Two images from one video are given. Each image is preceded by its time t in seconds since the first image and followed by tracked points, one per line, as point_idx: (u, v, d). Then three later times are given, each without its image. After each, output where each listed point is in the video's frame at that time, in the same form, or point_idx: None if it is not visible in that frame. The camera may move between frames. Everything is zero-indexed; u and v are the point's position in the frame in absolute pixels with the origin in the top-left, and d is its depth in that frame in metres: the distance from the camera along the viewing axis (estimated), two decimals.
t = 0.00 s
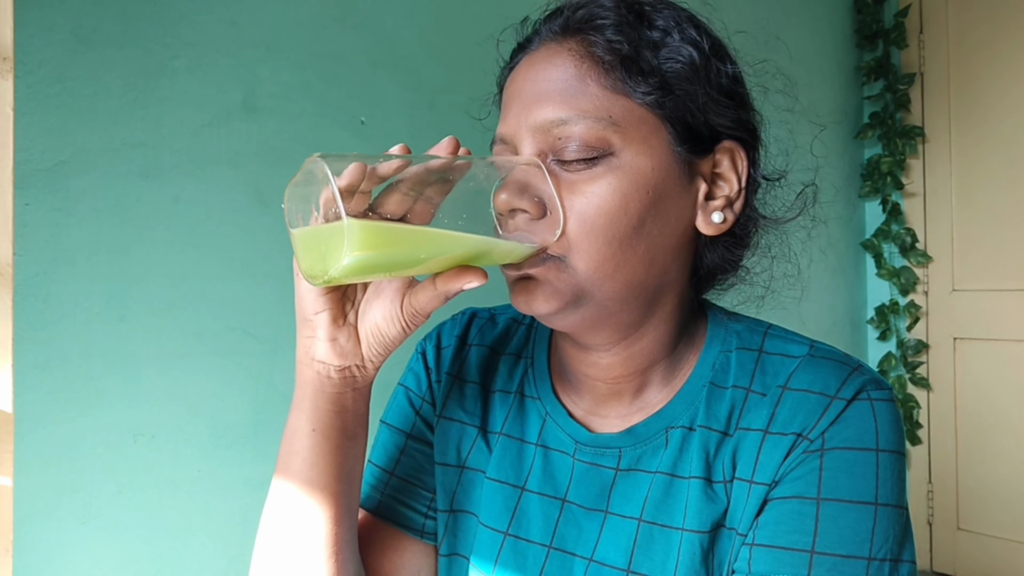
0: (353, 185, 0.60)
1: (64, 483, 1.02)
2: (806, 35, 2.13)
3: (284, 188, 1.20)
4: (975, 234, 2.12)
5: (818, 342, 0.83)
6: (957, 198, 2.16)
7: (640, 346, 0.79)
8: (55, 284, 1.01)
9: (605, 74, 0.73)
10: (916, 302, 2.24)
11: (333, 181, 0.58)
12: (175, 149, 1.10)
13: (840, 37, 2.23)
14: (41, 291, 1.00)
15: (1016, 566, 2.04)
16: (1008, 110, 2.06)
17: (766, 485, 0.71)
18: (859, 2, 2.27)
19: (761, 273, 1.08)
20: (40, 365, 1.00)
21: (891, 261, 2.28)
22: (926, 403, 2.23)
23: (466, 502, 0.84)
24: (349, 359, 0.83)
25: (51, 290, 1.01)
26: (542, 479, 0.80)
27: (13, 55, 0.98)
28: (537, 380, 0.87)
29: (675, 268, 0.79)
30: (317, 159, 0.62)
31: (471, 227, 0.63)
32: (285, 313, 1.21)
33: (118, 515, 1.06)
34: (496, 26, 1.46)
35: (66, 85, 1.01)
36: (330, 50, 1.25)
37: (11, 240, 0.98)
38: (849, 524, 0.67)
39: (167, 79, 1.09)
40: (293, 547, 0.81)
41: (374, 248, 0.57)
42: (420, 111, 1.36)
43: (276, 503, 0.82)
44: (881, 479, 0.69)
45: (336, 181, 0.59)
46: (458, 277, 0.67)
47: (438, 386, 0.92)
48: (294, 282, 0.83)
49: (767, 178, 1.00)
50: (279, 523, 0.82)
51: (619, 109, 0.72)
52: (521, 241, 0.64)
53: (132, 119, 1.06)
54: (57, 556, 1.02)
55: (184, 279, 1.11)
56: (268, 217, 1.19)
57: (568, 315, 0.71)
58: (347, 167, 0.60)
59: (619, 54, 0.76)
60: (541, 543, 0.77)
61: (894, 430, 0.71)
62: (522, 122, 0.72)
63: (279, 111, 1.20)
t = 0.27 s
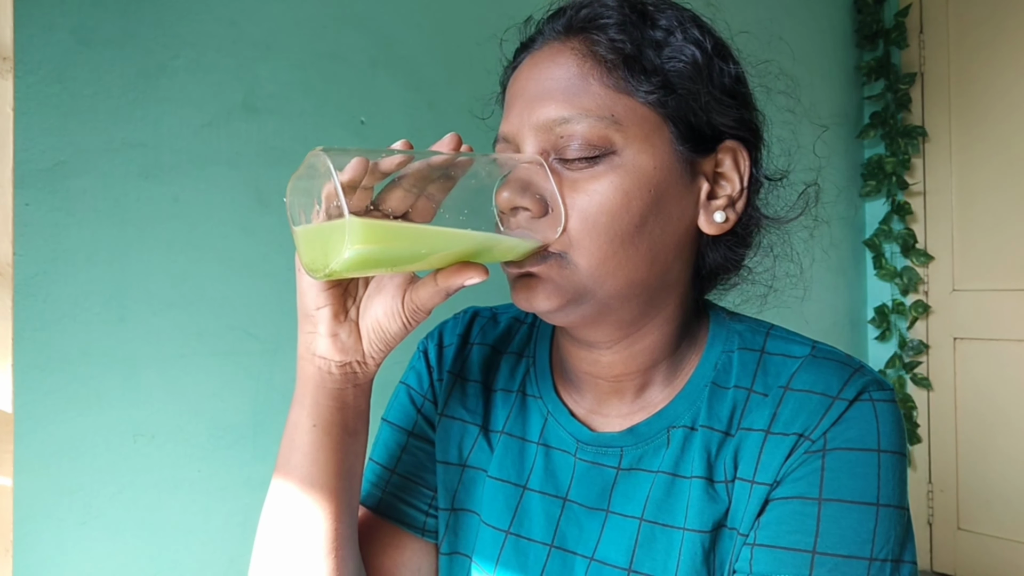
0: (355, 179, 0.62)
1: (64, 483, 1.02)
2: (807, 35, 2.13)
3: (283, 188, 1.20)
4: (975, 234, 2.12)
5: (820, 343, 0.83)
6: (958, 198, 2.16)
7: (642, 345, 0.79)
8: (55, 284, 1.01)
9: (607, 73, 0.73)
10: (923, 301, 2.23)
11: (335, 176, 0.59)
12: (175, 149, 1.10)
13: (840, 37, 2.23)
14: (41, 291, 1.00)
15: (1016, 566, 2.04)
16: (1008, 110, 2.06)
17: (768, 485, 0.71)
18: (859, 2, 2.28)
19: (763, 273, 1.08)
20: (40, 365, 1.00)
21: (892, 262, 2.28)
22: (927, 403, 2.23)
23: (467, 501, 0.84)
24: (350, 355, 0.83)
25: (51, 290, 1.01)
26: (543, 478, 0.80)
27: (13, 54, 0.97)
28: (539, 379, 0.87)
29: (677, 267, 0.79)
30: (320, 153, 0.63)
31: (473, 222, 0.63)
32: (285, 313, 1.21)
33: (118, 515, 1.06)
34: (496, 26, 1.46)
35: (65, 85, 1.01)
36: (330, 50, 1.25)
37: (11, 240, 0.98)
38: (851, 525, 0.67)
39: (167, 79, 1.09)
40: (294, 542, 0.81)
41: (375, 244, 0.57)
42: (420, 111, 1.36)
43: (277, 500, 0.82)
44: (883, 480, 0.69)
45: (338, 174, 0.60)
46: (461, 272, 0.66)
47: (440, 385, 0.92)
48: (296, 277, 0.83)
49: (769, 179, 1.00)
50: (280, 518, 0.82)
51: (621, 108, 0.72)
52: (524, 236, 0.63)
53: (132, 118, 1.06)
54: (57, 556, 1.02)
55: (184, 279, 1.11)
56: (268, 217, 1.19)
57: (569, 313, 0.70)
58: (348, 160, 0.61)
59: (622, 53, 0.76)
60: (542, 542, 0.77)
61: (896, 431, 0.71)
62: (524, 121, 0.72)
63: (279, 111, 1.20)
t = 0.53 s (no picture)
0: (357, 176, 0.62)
1: (64, 483, 1.02)
2: (808, 36, 2.13)
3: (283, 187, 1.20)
4: (975, 234, 2.12)
5: (820, 343, 0.83)
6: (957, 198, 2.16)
7: (642, 344, 0.79)
8: (55, 284, 1.01)
9: (610, 71, 0.73)
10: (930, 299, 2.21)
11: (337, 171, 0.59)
12: (175, 148, 1.10)
13: (841, 38, 2.23)
14: (41, 291, 1.00)
15: (1016, 566, 2.04)
16: (1008, 110, 2.06)
17: (768, 485, 0.71)
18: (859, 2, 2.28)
19: (763, 273, 1.08)
20: (40, 365, 1.00)
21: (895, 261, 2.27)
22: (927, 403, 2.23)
23: (468, 500, 0.84)
24: (350, 350, 0.83)
25: (51, 290, 1.00)
26: (544, 477, 0.79)
27: (13, 55, 0.97)
28: (540, 378, 0.86)
29: (677, 266, 0.79)
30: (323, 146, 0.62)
31: (473, 218, 0.63)
32: (285, 313, 1.21)
33: (118, 515, 1.06)
34: (497, 26, 1.46)
35: (65, 85, 1.01)
36: (330, 50, 1.25)
37: (11, 240, 0.98)
38: (851, 525, 0.67)
39: (167, 79, 1.09)
40: (293, 535, 0.81)
41: (377, 239, 0.57)
42: (420, 111, 1.36)
43: (277, 494, 0.82)
44: (883, 481, 0.69)
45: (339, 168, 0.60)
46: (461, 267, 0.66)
47: (441, 383, 0.92)
48: (299, 270, 0.83)
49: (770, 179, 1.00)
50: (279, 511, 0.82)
51: (623, 107, 0.72)
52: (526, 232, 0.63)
53: (132, 118, 1.06)
54: (57, 556, 1.02)
55: (184, 279, 1.11)
56: (268, 217, 1.19)
57: (569, 311, 0.70)
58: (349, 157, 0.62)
59: (625, 52, 0.76)
60: (543, 541, 0.77)
61: (897, 431, 0.71)
62: (527, 119, 0.72)
63: (278, 111, 1.20)
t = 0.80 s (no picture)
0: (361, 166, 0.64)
1: (64, 482, 1.02)
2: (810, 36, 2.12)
3: (283, 187, 1.20)
4: (976, 234, 2.12)
5: (822, 344, 0.83)
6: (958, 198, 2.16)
7: (644, 343, 0.79)
8: (55, 284, 1.01)
9: (616, 67, 0.74)
10: (939, 298, 2.19)
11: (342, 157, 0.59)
12: (175, 148, 1.10)
13: (842, 37, 2.23)
14: (41, 291, 1.00)
15: (1016, 566, 2.04)
16: (1009, 110, 2.06)
17: (770, 486, 0.71)
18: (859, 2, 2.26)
19: (765, 273, 1.08)
20: (40, 364, 1.00)
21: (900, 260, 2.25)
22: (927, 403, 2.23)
23: (468, 498, 0.84)
24: (352, 341, 0.83)
25: (51, 290, 1.00)
26: (546, 476, 0.79)
27: (13, 54, 0.97)
28: (541, 377, 0.86)
29: (680, 265, 0.79)
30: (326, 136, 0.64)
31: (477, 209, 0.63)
32: (285, 312, 1.21)
33: (118, 515, 1.06)
34: (497, 25, 1.45)
35: (65, 85, 1.01)
36: (330, 49, 1.25)
37: (11, 239, 0.98)
38: (853, 527, 0.67)
39: (167, 79, 1.09)
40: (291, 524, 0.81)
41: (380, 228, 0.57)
42: (420, 111, 1.36)
43: (276, 485, 0.82)
44: (885, 482, 0.69)
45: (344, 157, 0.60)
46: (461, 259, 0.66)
47: (442, 380, 0.92)
48: (302, 260, 0.84)
49: (772, 178, 1.00)
50: (277, 500, 0.82)
51: (628, 102, 0.72)
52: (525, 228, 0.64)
53: (132, 118, 1.06)
54: (57, 556, 1.02)
55: (184, 279, 1.11)
56: (268, 217, 1.19)
57: (571, 307, 0.70)
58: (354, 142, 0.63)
59: (631, 50, 0.76)
60: (545, 539, 0.76)
61: (898, 433, 0.71)
62: (533, 114, 0.72)
63: (279, 110, 1.20)
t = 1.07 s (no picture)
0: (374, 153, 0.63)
1: (64, 482, 1.02)
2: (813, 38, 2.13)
3: (283, 187, 1.20)
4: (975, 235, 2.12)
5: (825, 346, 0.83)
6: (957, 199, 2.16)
7: (647, 341, 0.79)
8: (55, 284, 1.01)
9: (627, 64, 0.75)
10: (945, 297, 2.17)
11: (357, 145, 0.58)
12: (175, 148, 1.10)
13: (842, 38, 2.23)
14: (41, 291, 1.00)
15: (1016, 567, 2.04)
16: (1008, 110, 2.06)
17: (773, 486, 0.71)
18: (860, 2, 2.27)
19: (769, 273, 1.09)
20: (40, 365, 1.00)
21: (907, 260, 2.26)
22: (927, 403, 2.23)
23: (469, 494, 0.84)
24: (356, 327, 0.82)
25: (51, 289, 1.00)
26: (549, 473, 0.79)
27: (13, 54, 0.97)
28: (545, 374, 0.86)
29: (684, 262, 0.79)
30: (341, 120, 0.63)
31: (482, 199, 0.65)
32: (285, 312, 1.21)
33: (118, 515, 1.06)
34: (498, 25, 1.46)
35: (65, 84, 1.01)
36: (331, 49, 1.25)
37: (11, 239, 0.97)
38: (856, 527, 0.67)
39: (167, 79, 1.09)
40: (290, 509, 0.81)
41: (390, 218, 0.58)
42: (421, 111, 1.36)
43: (278, 471, 0.82)
44: (887, 484, 0.69)
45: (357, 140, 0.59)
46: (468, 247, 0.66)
47: (447, 375, 0.92)
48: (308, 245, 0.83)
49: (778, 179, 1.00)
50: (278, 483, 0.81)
51: (636, 97, 0.73)
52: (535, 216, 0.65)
53: (132, 118, 1.06)
54: (56, 556, 1.02)
55: (184, 278, 1.11)
56: (268, 217, 1.19)
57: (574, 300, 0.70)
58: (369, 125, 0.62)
59: (642, 47, 0.77)
60: (547, 537, 0.76)
61: (901, 434, 0.72)
62: (543, 107, 0.74)
63: (279, 110, 1.20)
